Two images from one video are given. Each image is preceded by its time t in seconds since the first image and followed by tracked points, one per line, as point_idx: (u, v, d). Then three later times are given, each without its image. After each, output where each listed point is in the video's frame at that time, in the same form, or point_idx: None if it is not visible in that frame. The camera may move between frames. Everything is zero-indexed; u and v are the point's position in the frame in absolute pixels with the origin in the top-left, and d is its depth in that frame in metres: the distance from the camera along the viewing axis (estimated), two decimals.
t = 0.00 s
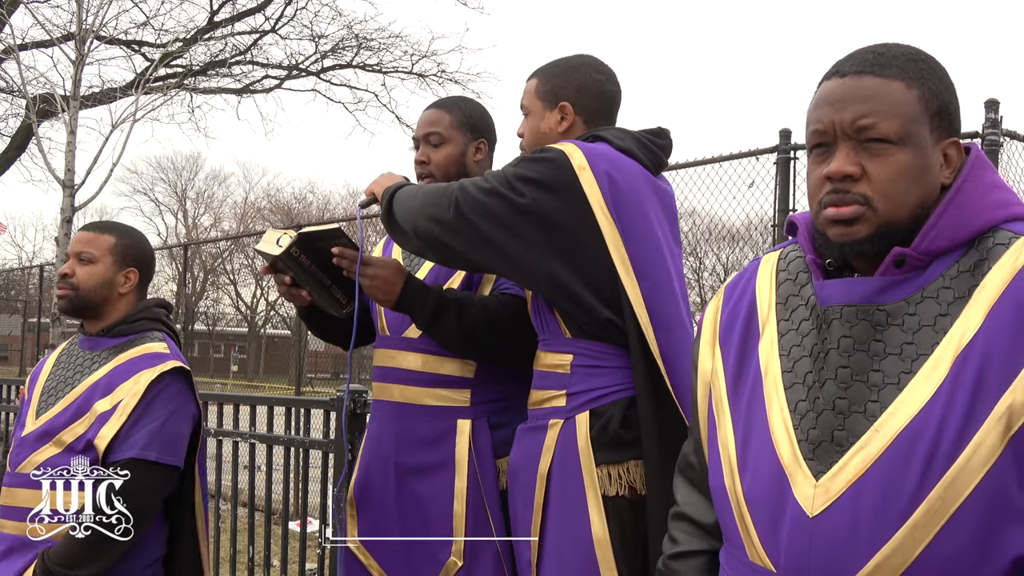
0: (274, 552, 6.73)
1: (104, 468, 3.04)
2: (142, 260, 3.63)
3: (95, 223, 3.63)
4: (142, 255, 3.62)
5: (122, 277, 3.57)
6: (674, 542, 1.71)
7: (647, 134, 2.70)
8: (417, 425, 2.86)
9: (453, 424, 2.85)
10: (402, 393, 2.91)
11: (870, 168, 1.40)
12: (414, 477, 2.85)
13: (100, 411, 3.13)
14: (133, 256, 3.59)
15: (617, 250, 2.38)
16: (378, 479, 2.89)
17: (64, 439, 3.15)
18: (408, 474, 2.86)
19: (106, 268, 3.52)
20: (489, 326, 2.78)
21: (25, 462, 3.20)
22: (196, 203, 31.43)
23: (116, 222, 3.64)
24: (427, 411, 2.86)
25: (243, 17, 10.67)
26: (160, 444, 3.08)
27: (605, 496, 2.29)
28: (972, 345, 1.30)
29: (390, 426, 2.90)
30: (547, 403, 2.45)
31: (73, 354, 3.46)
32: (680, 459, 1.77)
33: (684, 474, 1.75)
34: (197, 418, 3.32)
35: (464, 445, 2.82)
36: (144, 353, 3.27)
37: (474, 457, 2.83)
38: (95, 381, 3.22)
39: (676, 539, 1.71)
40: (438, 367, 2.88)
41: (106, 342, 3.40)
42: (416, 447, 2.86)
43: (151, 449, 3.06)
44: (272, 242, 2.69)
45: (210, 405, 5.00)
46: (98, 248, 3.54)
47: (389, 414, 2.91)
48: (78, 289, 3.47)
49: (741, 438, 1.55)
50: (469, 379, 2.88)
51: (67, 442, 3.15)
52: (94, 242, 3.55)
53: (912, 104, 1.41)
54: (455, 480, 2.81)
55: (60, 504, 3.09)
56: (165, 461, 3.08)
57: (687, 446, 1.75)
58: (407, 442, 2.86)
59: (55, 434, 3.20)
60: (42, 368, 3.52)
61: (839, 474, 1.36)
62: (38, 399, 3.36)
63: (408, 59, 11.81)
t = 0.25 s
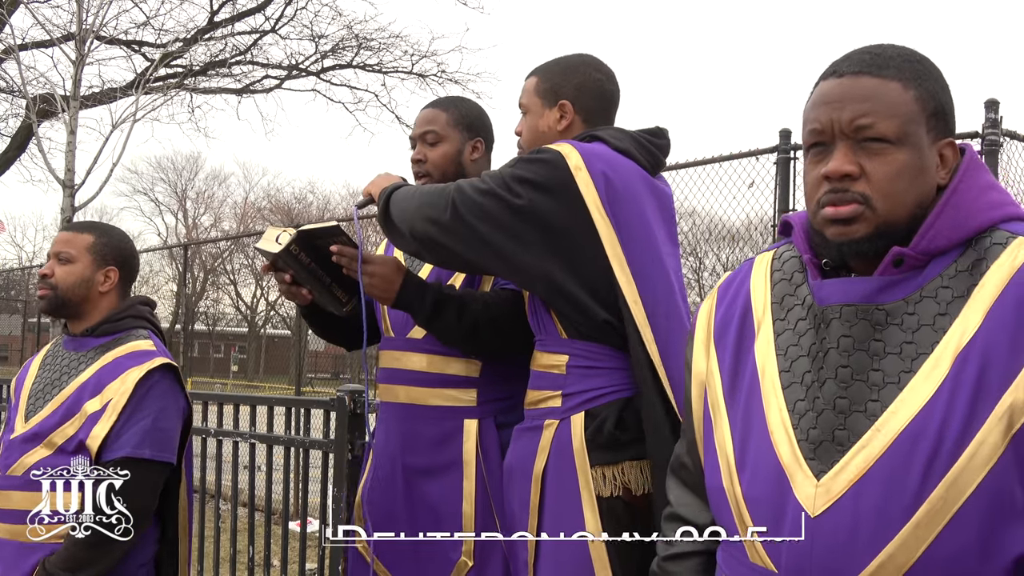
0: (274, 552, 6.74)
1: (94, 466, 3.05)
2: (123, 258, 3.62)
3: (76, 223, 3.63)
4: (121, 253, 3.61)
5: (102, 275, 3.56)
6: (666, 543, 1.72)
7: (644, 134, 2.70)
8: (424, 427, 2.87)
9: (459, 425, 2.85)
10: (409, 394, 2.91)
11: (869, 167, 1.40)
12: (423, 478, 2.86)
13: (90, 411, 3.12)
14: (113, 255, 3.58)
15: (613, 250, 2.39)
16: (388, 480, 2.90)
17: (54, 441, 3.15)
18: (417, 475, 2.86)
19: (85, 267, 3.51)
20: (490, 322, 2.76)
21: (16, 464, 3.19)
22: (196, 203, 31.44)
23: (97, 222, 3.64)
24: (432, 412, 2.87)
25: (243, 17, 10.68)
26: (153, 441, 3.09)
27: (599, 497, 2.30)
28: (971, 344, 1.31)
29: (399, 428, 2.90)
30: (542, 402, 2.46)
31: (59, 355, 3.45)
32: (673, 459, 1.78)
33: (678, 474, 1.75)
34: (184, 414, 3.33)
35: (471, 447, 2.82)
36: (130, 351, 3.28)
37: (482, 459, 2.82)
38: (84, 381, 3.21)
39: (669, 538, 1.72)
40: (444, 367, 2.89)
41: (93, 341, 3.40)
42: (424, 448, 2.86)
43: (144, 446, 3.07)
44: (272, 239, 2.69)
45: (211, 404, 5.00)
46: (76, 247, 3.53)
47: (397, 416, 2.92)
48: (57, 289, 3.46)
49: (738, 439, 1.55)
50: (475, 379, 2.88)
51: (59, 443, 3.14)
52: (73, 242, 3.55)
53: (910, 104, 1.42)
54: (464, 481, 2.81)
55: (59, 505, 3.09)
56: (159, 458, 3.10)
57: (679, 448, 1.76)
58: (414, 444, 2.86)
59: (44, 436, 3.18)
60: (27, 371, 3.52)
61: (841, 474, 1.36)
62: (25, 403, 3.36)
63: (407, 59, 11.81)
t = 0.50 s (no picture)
0: (274, 552, 6.73)
1: (85, 459, 3.04)
2: (114, 257, 3.61)
3: (68, 223, 3.63)
4: (112, 253, 3.60)
5: (92, 275, 3.55)
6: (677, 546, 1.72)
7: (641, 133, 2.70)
8: (421, 426, 2.86)
9: (457, 424, 2.85)
10: (408, 393, 2.90)
11: (886, 167, 1.40)
12: (420, 478, 2.85)
13: (79, 409, 3.12)
14: (103, 255, 3.57)
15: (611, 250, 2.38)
16: (385, 480, 2.89)
17: (43, 440, 3.14)
18: (414, 474, 2.86)
19: (75, 267, 3.51)
20: (488, 317, 2.75)
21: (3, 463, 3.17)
22: (196, 203, 31.44)
23: (89, 223, 3.64)
24: (430, 411, 2.87)
25: (243, 17, 10.67)
26: (144, 441, 3.09)
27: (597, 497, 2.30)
28: (989, 344, 1.31)
29: (395, 427, 2.89)
30: (540, 402, 2.45)
31: (49, 355, 3.45)
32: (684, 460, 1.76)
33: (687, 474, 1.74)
34: (174, 413, 3.34)
35: (469, 446, 2.82)
36: (121, 351, 3.28)
37: (479, 457, 2.82)
38: (73, 380, 3.21)
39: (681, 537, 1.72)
40: (443, 366, 2.88)
41: (84, 340, 3.39)
42: (422, 447, 2.85)
43: (136, 446, 3.07)
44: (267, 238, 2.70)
45: (210, 404, 4.99)
46: (66, 247, 3.53)
47: (393, 415, 2.91)
48: (46, 289, 3.46)
49: (751, 440, 1.54)
50: (472, 377, 2.88)
51: (46, 443, 3.14)
52: (63, 242, 3.55)
53: (927, 103, 1.41)
54: (462, 480, 2.82)
55: (60, 505, 3.05)
56: (150, 458, 3.10)
57: (689, 449, 1.74)
58: (411, 442, 2.86)
59: (33, 434, 3.17)
60: (16, 372, 3.51)
61: (856, 475, 1.36)
62: (14, 402, 3.36)
63: (407, 58, 11.80)
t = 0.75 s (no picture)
0: (273, 552, 6.73)
1: (78, 459, 3.04)
2: (110, 256, 3.60)
3: (63, 220, 3.63)
4: (108, 253, 3.59)
5: (89, 274, 3.54)
6: (699, 549, 1.75)
7: (639, 132, 2.70)
8: (419, 426, 2.87)
9: (456, 423, 2.85)
10: (404, 393, 2.90)
11: (905, 166, 1.40)
12: (418, 478, 2.86)
13: (72, 410, 3.13)
14: (101, 255, 3.56)
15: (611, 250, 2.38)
16: (383, 482, 2.89)
17: (36, 440, 3.15)
18: (412, 475, 2.86)
19: (71, 266, 3.50)
20: (485, 314, 2.75)
21: None
22: (196, 203, 31.44)
23: (85, 220, 3.63)
24: (429, 411, 2.87)
25: (243, 17, 10.66)
26: (137, 442, 3.08)
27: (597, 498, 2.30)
28: (1010, 345, 1.31)
29: (393, 428, 2.90)
30: (540, 403, 2.45)
31: (43, 354, 3.45)
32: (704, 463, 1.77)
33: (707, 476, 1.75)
34: (168, 413, 3.34)
35: (469, 445, 2.83)
36: (116, 351, 3.28)
37: (479, 456, 2.83)
38: (67, 380, 3.21)
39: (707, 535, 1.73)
40: (439, 366, 2.89)
41: (78, 340, 3.39)
42: (420, 448, 2.86)
43: (128, 447, 3.05)
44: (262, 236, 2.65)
45: (210, 404, 4.99)
46: (63, 245, 3.53)
47: (390, 416, 2.91)
48: (43, 287, 3.46)
49: (770, 443, 1.55)
50: (470, 377, 2.89)
51: (39, 443, 3.15)
52: (60, 239, 3.55)
53: (948, 100, 1.41)
54: (460, 480, 2.82)
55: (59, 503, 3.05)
56: (142, 459, 3.08)
57: (709, 450, 1.76)
58: (409, 443, 2.86)
59: (25, 434, 3.19)
60: (11, 370, 3.52)
61: (875, 478, 1.37)
62: (9, 399, 3.36)
63: (407, 58, 11.78)
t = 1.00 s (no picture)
0: (274, 552, 6.72)
1: (78, 458, 3.03)
2: (113, 256, 3.60)
3: (64, 219, 3.60)
4: (109, 251, 3.58)
5: (94, 274, 3.54)
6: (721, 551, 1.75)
7: (637, 132, 2.69)
8: (418, 426, 2.86)
9: (456, 424, 2.85)
10: (404, 394, 2.89)
11: (924, 166, 1.39)
12: (418, 478, 2.85)
13: (72, 411, 3.12)
14: (106, 254, 3.57)
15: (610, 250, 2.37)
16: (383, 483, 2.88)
17: (36, 440, 3.14)
18: (412, 475, 2.85)
19: (77, 264, 3.50)
20: (484, 312, 2.74)
21: None
22: (196, 203, 31.43)
23: (87, 219, 3.62)
24: (429, 411, 2.86)
25: (243, 17, 10.65)
26: (137, 443, 3.07)
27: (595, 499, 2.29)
28: None
29: (392, 428, 2.89)
30: (537, 402, 2.45)
31: (44, 353, 3.44)
32: (727, 466, 1.75)
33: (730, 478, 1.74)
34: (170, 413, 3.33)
35: (469, 445, 2.82)
36: (117, 351, 3.27)
37: (479, 455, 2.82)
38: (68, 380, 3.20)
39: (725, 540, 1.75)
40: (440, 366, 2.88)
41: (79, 340, 3.38)
42: (420, 448, 2.85)
43: (128, 449, 3.05)
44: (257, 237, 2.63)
45: (210, 404, 4.98)
46: (68, 244, 3.51)
47: (390, 417, 2.90)
48: (48, 286, 3.44)
49: (789, 444, 1.55)
50: (470, 376, 2.88)
51: (39, 443, 3.14)
52: (65, 238, 3.53)
53: (967, 98, 1.41)
54: (460, 480, 2.81)
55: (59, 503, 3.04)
56: (143, 461, 3.07)
57: (732, 453, 1.75)
58: (409, 444, 2.85)
59: (25, 434, 3.18)
60: (10, 368, 3.51)
61: (892, 481, 1.37)
62: (8, 399, 3.35)
63: (407, 58, 11.77)
